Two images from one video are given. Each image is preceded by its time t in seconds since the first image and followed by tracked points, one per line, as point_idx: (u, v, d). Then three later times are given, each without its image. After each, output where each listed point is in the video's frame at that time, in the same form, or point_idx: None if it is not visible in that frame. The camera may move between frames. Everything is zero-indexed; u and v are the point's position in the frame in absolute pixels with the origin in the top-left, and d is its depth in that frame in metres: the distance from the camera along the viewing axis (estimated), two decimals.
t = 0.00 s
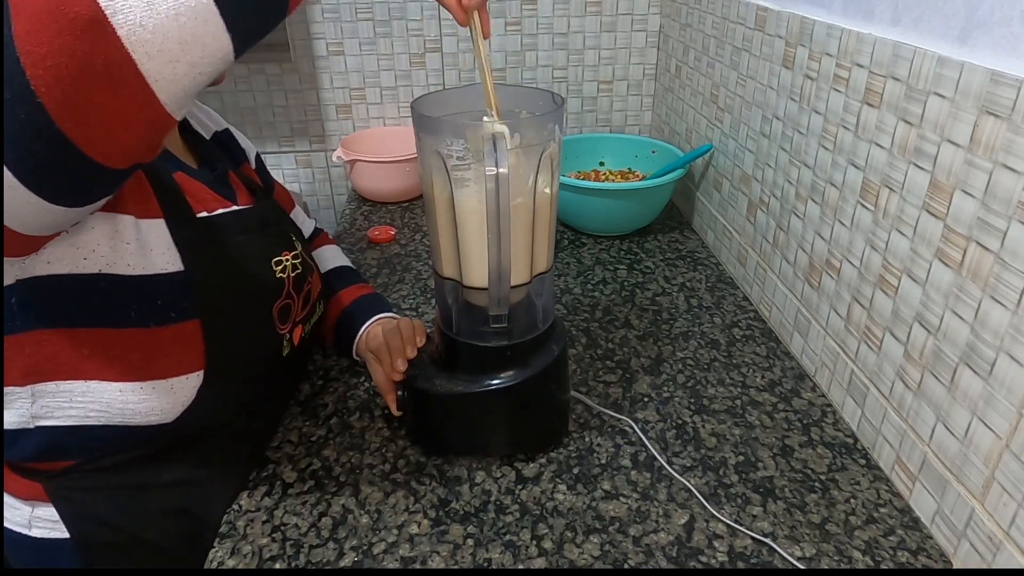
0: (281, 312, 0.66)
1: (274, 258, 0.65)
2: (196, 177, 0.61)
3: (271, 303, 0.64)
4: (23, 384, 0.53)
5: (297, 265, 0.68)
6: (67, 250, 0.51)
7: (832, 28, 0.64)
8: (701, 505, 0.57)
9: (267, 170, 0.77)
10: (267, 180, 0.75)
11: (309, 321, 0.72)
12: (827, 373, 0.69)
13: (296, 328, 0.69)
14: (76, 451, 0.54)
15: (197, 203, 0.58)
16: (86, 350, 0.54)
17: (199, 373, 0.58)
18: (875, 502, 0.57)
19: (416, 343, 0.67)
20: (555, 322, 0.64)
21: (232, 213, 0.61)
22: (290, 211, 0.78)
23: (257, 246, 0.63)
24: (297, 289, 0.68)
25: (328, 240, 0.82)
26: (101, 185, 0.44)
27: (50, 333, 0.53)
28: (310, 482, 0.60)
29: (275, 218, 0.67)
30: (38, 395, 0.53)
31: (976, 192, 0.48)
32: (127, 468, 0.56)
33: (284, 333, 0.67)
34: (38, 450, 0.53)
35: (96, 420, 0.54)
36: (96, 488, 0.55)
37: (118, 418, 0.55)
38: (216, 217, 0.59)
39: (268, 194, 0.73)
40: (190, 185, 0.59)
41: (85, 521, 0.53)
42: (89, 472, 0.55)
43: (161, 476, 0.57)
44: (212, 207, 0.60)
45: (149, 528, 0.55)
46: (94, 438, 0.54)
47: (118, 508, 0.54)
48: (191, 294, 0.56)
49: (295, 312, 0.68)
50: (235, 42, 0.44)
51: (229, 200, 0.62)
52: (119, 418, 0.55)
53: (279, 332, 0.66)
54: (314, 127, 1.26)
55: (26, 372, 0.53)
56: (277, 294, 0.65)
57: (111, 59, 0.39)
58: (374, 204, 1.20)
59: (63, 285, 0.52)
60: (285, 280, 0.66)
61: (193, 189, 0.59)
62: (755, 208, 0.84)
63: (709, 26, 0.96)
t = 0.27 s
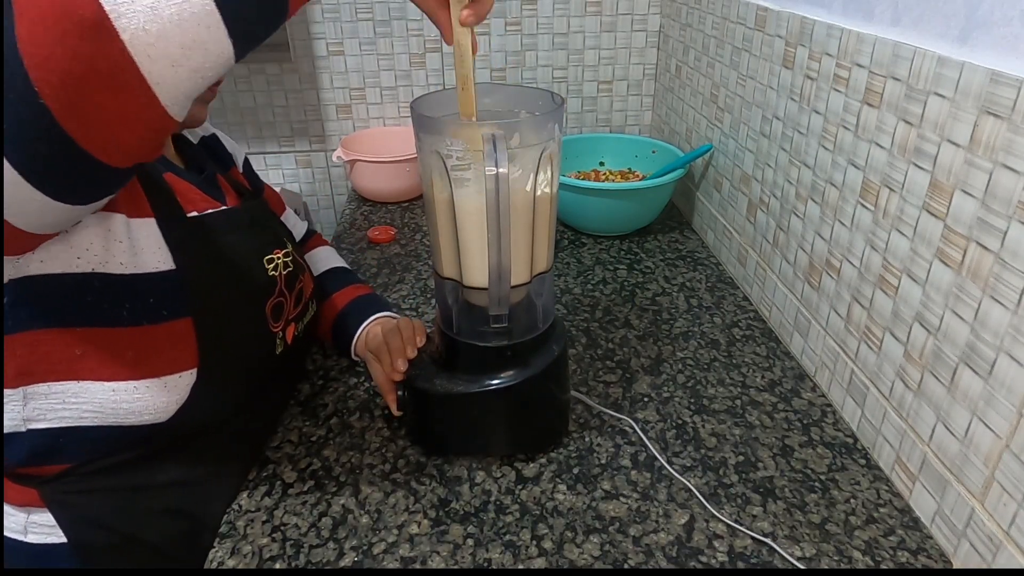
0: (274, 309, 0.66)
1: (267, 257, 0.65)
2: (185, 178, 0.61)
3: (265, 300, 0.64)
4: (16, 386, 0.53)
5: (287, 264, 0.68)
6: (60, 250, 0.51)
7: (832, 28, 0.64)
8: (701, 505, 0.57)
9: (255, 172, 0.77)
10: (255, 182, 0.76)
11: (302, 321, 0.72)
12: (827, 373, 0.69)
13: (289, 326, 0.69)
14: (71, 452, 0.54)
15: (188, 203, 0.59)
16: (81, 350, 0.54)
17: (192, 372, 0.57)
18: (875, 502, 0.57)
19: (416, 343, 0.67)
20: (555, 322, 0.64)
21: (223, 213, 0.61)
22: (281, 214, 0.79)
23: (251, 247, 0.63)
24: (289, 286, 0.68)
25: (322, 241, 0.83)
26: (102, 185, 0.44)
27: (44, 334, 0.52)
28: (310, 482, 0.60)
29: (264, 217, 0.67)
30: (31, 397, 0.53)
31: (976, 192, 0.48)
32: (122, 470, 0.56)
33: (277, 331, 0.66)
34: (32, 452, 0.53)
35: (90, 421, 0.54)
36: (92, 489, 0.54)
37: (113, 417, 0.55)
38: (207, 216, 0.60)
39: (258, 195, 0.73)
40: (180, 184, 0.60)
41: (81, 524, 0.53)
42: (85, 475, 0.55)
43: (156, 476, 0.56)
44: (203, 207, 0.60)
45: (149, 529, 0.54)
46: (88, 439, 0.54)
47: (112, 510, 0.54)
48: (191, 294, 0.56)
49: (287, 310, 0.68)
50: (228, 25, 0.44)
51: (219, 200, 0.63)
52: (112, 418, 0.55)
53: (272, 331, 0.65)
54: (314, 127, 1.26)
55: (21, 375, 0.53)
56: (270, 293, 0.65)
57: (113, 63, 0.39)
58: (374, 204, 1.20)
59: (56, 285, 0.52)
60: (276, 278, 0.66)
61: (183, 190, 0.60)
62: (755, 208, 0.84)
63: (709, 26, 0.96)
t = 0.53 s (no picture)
0: (280, 307, 0.66)
1: (275, 254, 0.65)
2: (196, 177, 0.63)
3: (272, 299, 0.64)
4: (22, 368, 0.53)
5: (295, 263, 0.69)
6: (71, 228, 0.52)
7: (832, 28, 0.64)
8: (701, 505, 0.57)
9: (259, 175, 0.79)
10: (258, 183, 0.76)
11: (306, 320, 0.72)
12: (827, 373, 0.69)
13: (291, 326, 0.69)
14: (75, 439, 0.55)
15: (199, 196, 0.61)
16: (86, 340, 0.54)
17: (198, 358, 0.58)
18: (875, 502, 0.57)
19: (417, 343, 0.67)
20: (556, 322, 0.64)
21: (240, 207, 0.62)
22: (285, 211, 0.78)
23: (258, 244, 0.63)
24: (294, 285, 0.69)
25: (322, 242, 0.83)
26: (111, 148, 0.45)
27: (50, 319, 0.53)
28: (310, 482, 0.60)
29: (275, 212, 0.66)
30: (36, 381, 0.53)
31: (976, 192, 0.48)
32: (124, 462, 0.56)
33: (280, 329, 0.66)
34: (37, 436, 0.54)
35: (94, 407, 0.55)
36: (92, 484, 0.54)
37: (117, 404, 0.55)
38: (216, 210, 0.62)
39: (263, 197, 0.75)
40: (192, 183, 0.61)
41: (83, 518, 0.53)
42: (86, 468, 0.55)
43: (158, 474, 0.56)
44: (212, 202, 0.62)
45: (150, 528, 0.54)
46: (93, 424, 0.55)
47: (113, 502, 0.54)
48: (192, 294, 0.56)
49: (291, 309, 0.68)
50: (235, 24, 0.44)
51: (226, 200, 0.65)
52: (117, 404, 0.55)
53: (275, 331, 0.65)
54: (314, 127, 1.26)
55: (26, 358, 0.53)
56: (276, 290, 0.65)
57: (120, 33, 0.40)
58: (374, 204, 1.20)
59: (65, 265, 0.53)
60: (284, 276, 0.66)
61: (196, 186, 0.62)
62: (755, 208, 0.84)
63: (709, 26, 0.96)
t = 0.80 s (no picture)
0: (291, 311, 0.67)
1: (288, 258, 0.66)
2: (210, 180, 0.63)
3: (283, 302, 0.66)
4: (33, 371, 0.53)
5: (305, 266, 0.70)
6: (86, 235, 0.52)
7: (832, 28, 0.64)
8: (701, 505, 0.57)
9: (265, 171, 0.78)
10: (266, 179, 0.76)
11: (314, 323, 0.73)
12: (827, 373, 0.69)
13: (301, 329, 0.70)
14: (84, 441, 0.55)
15: (215, 200, 0.61)
16: (96, 341, 0.54)
17: (209, 363, 0.59)
18: (875, 502, 0.57)
19: (418, 342, 0.67)
20: (556, 322, 0.64)
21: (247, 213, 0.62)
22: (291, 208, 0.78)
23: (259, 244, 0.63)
24: (303, 289, 0.70)
25: (327, 242, 0.82)
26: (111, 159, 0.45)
27: (60, 321, 0.53)
28: (310, 482, 0.60)
29: (289, 221, 0.68)
30: (47, 383, 0.53)
31: (976, 192, 0.48)
32: (134, 460, 0.56)
33: (290, 332, 0.68)
34: (46, 439, 0.54)
35: (106, 410, 0.54)
36: (99, 484, 0.54)
37: (128, 407, 0.55)
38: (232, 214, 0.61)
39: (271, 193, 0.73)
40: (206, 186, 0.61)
41: (89, 515, 0.53)
42: (92, 468, 0.55)
43: (163, 474, 0.57)
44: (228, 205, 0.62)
45: (154, 527, 0.54)
46: (102, 426, 0.55)
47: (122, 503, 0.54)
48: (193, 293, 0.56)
49: (301, 312, 0.69)
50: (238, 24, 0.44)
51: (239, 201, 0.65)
52: (128, 406, 0.55)
53: (278, 335, 0.65)
54: (314, 127, 1.26)
55: (36, 360, 0.53)
56: (288, 293, 0.67)
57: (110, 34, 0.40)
58: (374, 204, 1.20)
59: (78, 271, 0.52)
60: (296, 280, 0.68)
61: (211, 190, 0.61)
62: (755, 208, 0.84)
63: (709, 26, 0.96)
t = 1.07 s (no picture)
0: (292, 316, 0.66)
1: (288, 262, 0.65)
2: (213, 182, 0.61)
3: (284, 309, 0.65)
4: (34, 377, 0.53)
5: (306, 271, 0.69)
6: (87, 245, 0.52)
7: (832, 28, 0.64)
8: (701, 505, 0.57)
9: (270, 173, 0.77)
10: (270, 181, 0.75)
11: (315, 326, 0.72)
12: (827, 373, 0.69)
13: (302, 334, 0.69)
14: (85, 447, 0.55)
15: (216, 205, 0.59)
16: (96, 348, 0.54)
17: (212, 372, 0.58)
18: (875, 502, 0.57)
19: (418, 342, 0.67)
20: (557, 322, 0.64)
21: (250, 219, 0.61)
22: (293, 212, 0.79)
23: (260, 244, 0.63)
24: (306, 293, 0.69)
25: (328, 242, 0.82)
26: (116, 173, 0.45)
27: (62, 328, 0.53)
28: (310, 482, 0.60)
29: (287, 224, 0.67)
30: (48, 389, 0.54)
31: (976, 192, 0.48)
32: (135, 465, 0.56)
33: (292, 337, 0.67)
34: (49, 445, 0.54)
35: (107, 418, 0.55)
36: (99, 487, 0.55)
37: (128, 416, 0.55)
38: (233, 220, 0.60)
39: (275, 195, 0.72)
40: (211, 192, 0.60)
41: (90, 519, 0.53)
42: (92, 472, 0.55)
43: (162, 476, 0.57)
44: (229, 210, 0.60)
45: (154, 528, 0.55)
46: (104, 433, 0.55)
47: (122, 507, 0.54)
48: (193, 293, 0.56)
49: (304, 316, 0.69)
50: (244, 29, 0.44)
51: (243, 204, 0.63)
52: (130, 415, 0.55)
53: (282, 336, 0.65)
54: (314, 127, 1.26)
55: (37, 366, 0.53)
56: (290, 299, 0.66)
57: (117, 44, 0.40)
58: (374, 204, 1.20)
59: (79, 279, 0.52)
60: (297, 284, 0.66)
61: (213, 193, 0.60)
62: (755, 208, 0.84)
63: (709, 26, 0.96)
